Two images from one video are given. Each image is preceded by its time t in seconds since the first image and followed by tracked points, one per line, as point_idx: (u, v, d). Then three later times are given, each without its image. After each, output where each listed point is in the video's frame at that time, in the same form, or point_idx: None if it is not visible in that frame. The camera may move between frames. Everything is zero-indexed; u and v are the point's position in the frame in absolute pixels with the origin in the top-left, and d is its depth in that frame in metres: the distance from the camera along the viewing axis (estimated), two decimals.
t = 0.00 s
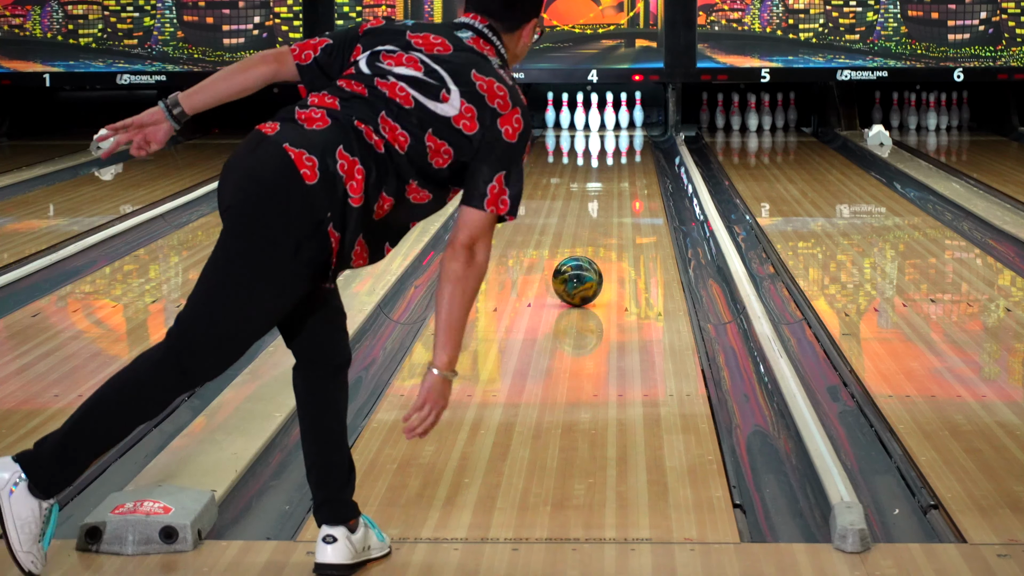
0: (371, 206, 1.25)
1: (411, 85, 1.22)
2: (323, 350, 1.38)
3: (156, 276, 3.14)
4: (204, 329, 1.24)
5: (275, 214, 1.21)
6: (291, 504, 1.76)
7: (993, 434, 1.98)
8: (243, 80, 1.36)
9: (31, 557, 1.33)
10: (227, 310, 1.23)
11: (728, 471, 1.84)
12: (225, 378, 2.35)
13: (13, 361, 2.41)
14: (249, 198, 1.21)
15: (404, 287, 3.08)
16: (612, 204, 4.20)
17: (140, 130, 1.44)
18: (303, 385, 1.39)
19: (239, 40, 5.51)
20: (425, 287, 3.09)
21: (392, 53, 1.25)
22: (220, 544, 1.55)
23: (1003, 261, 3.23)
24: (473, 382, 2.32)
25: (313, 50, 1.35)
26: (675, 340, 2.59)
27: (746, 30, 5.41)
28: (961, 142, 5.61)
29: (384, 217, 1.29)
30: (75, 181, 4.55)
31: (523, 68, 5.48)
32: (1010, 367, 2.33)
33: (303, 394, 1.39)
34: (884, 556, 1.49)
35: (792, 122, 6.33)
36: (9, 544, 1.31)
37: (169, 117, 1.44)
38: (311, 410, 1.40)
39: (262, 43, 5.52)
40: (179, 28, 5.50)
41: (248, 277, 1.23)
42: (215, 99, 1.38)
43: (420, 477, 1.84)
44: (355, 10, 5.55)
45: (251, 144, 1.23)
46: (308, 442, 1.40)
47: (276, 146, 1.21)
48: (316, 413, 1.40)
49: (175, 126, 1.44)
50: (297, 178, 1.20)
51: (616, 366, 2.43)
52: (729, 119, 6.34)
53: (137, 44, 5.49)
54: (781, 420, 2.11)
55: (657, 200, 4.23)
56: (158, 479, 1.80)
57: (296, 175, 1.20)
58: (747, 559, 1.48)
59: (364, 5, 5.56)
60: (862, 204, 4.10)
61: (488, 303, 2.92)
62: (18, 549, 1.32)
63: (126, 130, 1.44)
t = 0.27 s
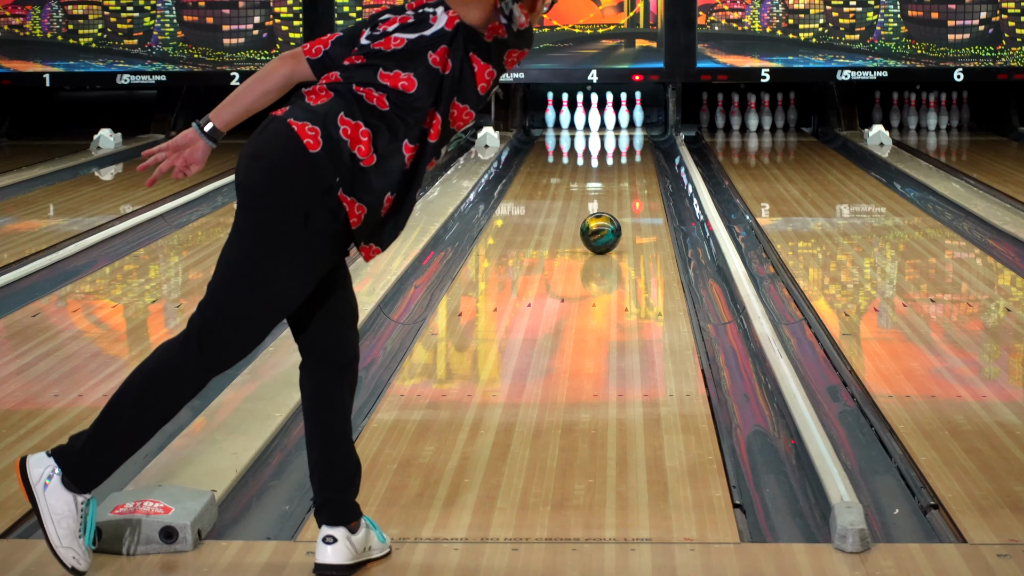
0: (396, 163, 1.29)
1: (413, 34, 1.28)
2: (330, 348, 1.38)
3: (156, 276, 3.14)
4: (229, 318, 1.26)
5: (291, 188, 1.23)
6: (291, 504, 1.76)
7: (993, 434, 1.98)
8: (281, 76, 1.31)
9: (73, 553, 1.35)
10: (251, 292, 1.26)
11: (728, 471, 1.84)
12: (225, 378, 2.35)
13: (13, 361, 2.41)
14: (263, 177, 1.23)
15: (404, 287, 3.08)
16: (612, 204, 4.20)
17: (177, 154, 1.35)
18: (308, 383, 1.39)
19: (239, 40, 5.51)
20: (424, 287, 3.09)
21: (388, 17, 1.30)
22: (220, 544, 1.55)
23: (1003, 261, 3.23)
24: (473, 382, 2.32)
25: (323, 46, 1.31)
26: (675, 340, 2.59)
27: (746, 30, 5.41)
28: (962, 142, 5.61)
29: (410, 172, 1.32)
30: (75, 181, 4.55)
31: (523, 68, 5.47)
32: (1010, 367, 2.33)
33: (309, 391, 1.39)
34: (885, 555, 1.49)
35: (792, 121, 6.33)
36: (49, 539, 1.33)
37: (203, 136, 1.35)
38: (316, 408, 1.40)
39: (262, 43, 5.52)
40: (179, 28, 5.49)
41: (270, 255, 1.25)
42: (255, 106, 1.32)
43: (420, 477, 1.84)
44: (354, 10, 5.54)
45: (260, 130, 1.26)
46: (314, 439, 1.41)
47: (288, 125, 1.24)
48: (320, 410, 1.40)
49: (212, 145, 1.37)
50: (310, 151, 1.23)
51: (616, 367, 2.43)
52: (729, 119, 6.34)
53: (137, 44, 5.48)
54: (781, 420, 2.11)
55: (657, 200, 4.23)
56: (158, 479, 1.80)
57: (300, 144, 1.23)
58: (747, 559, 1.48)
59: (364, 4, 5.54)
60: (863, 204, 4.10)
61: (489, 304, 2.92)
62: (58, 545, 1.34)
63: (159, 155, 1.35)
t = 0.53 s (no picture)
0: (403, 161, 1.26)
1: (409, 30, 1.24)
2: (335, 347, 1.39)
3: (156, 276, 3.14)
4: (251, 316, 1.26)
5: (308, 179, 1.23)
6: (291, 504, 1.76)
7: (993, 434, 1.98)
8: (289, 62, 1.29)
9: (108, 550, 1.41)
10: (272, 287, 1.26)
11: (728, 471, 1.84)
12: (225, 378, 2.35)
13: (13, 361, 2.42)
14: (280, 169, 1.23)
15: (404, 287, 3.08)
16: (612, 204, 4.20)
17: (182, 141, 1.33)
18: (311, 383, 1.39)
19: (239, 40, 5.50)
20: (424, 287, 3.09)
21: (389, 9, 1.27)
22: (220, 544, 1.55)
23: (1003, 261, 3.23)
24: (473, 382, 2.33)
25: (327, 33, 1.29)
26: (675, 339, 2.59)
27: (746, 30, 5.41)
28: (962, 142, 5.61)
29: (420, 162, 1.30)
30: (75, 181, 4.55)
31: (523, 68, 5.48)
32: (1010, 367, 2.33)
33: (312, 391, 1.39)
34: (884, 556, 1.49)
35: (792, 121, 6.33)
36: (83, 543, 1.39)
37: (209, 122, 1.32)
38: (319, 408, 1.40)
39: (262, 43, 5.52)
40: (179, 28, 5.49)
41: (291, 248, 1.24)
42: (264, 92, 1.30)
43: (420, 477, 1.84)
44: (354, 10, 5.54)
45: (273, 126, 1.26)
46: (317, 439, 1.40)
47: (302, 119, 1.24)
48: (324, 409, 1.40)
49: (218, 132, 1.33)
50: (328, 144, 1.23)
51: (616, 367, 2.43)
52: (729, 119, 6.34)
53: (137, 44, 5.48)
54: (781, 420, 2.11)
55: (657, 200, 4.23)
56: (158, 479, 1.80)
57: (319, 138, 1.22)
58: (747, 559, 1.48)
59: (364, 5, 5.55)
60: (862, 204, 4.10)
61: (489, 304, 2.92)
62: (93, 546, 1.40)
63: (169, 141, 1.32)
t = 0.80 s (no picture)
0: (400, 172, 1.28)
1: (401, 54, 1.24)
2: (333, 348, 1.39)
3: (156, 277, 3.14)
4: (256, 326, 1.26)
5: (310, 188, 1.22)
6: (291, 504, 1.76)
7: (993, 434, 1.98)
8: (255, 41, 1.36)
9: (121, 553, 1.41)
10: (278, 295, 1.25)
11: (728, 471, 1.84)
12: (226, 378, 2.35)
13: (13, 361, 2.42)
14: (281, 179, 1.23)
15: (404, 287, 3.08)
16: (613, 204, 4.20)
17: (164, 110, 1.45)
18: (310, 384, 1.39)
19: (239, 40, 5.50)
20: (425, 287, 3.09)
21: (385, 27, 1.26)
22: (220, 544, 1.55)
23: (1003, 261, 3.22)
24: (473, 382, 2.32)
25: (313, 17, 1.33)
26: (676, 340, 2.59)
27: (746, 30, 5.41)
28: (962, 142, 5.61)
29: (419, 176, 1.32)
30: (75, 181, 4.55)
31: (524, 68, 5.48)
32: (1010, 367, 2.33)
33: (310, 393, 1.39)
34: (885, 556, 1.49)
35: (792, 122, 6.33)
36: (98, 553, 1.39)
37: (187, 93, 1.44)
38: (317, 409, 1.39)
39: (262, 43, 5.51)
40: (179, 28, 5.48)
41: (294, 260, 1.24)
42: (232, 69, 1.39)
43: (420, 477, 1.84)
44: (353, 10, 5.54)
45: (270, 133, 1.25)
46: (315, 440, 1.40)
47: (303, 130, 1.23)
48: (323, 410, 1.40)
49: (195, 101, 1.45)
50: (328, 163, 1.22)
51: (616, 367, 2.43)
52: (729, 119, 6.34)
53: (137, 44, 5.48)
54: (781, 420, 2.11)
55: (657, 200, 4.23)
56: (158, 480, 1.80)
57: (319, 155, 1.22)
58: (747, 559, 1.48)
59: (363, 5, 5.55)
60: (863, 204, 4.10)
61: (489, 304, 2.92)
62: (107, 553, 1.40)
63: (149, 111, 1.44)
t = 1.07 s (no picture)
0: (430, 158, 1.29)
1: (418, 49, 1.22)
2: (334, 347, 1.39)
3: (156, 277, 3.14)
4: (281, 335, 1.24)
5: (337, 187, 1.21)
6: (291, 504, 1.76)
7: (993, 434, 1.98)
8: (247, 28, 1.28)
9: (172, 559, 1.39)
10: (310, 297, 1.23)
11: (728, 471, 1.84)
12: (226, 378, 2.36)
13: (14, 361, 2.42)
14: (298, 184, 1.20)
15: (404, 287, 3.08)
16: (613, 204, 4.20)
17: (147, 99, 1.35)
18: (310, 385, 1.39)
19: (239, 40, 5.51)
20: (424, 287, 3.09)
21: (391, 20, 1.22)
22: (220, 545, 1.55)
23: (1003, 261, 3.23)
24: (473, 382, 2.33)
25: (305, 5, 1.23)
26: (675, 339, 2.59)
27: (746, 30, 5.41)
28: (962, 142, 5.61)
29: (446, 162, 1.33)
30: (76, 181, 4.56)
31: (523, 68, 5.49)
32: (1010, 367, 2.33)
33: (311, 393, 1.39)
34: (884, 556, 1.49)
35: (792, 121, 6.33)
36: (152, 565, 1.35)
37: (172, 80, 1.35)
38: (317, 409, 1.40)
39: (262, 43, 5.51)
40: (179, 28, 5.48)
41: (315, 264, 1.22)
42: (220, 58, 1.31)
43: (421, 477, 1.84)
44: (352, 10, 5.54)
45: (282, 137, 1.22)
46: (317, 439, 1.40)
47: (319, 134, 1.20)
48: (325, 411, 1.40)
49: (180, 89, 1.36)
50: (351, 164, 1.20)
51: (616, 367, 2.43)
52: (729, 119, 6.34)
53: (137, 44, 5.48)
54: (781, 420, 2.11)
55: (657, 200, 4.23)
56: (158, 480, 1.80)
57: (356, 165, 1.21)
58: (746, 558, 1.48)
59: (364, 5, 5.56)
60: (863, 204, 4.10)
61: (489, 304, 2.92)
62: (160, 562, 1.37)
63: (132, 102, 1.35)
